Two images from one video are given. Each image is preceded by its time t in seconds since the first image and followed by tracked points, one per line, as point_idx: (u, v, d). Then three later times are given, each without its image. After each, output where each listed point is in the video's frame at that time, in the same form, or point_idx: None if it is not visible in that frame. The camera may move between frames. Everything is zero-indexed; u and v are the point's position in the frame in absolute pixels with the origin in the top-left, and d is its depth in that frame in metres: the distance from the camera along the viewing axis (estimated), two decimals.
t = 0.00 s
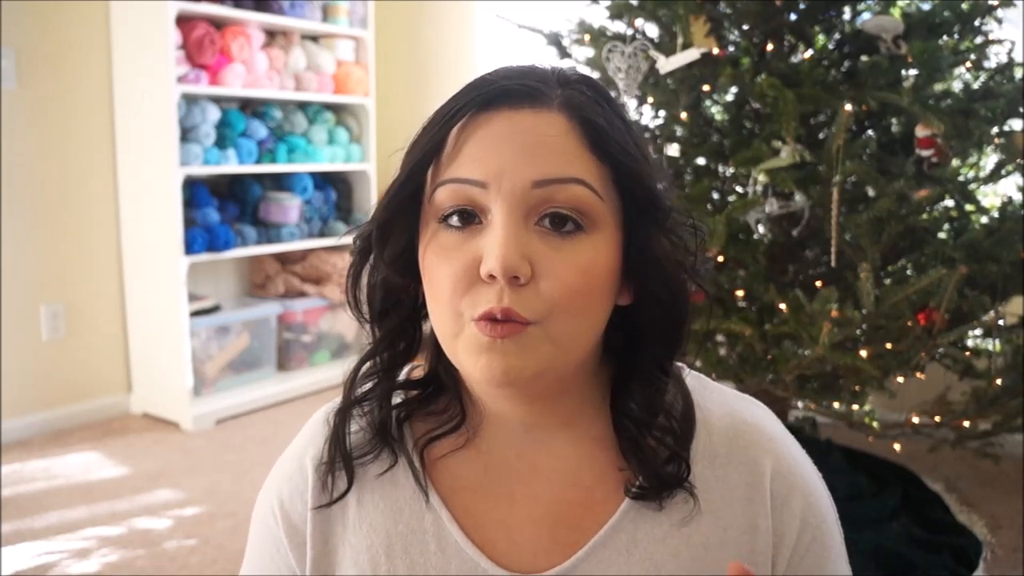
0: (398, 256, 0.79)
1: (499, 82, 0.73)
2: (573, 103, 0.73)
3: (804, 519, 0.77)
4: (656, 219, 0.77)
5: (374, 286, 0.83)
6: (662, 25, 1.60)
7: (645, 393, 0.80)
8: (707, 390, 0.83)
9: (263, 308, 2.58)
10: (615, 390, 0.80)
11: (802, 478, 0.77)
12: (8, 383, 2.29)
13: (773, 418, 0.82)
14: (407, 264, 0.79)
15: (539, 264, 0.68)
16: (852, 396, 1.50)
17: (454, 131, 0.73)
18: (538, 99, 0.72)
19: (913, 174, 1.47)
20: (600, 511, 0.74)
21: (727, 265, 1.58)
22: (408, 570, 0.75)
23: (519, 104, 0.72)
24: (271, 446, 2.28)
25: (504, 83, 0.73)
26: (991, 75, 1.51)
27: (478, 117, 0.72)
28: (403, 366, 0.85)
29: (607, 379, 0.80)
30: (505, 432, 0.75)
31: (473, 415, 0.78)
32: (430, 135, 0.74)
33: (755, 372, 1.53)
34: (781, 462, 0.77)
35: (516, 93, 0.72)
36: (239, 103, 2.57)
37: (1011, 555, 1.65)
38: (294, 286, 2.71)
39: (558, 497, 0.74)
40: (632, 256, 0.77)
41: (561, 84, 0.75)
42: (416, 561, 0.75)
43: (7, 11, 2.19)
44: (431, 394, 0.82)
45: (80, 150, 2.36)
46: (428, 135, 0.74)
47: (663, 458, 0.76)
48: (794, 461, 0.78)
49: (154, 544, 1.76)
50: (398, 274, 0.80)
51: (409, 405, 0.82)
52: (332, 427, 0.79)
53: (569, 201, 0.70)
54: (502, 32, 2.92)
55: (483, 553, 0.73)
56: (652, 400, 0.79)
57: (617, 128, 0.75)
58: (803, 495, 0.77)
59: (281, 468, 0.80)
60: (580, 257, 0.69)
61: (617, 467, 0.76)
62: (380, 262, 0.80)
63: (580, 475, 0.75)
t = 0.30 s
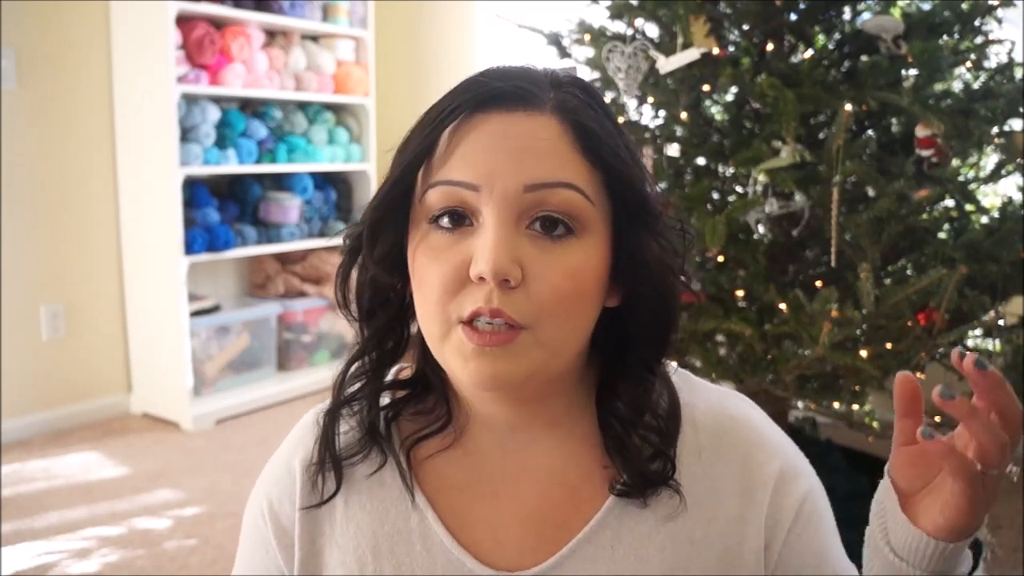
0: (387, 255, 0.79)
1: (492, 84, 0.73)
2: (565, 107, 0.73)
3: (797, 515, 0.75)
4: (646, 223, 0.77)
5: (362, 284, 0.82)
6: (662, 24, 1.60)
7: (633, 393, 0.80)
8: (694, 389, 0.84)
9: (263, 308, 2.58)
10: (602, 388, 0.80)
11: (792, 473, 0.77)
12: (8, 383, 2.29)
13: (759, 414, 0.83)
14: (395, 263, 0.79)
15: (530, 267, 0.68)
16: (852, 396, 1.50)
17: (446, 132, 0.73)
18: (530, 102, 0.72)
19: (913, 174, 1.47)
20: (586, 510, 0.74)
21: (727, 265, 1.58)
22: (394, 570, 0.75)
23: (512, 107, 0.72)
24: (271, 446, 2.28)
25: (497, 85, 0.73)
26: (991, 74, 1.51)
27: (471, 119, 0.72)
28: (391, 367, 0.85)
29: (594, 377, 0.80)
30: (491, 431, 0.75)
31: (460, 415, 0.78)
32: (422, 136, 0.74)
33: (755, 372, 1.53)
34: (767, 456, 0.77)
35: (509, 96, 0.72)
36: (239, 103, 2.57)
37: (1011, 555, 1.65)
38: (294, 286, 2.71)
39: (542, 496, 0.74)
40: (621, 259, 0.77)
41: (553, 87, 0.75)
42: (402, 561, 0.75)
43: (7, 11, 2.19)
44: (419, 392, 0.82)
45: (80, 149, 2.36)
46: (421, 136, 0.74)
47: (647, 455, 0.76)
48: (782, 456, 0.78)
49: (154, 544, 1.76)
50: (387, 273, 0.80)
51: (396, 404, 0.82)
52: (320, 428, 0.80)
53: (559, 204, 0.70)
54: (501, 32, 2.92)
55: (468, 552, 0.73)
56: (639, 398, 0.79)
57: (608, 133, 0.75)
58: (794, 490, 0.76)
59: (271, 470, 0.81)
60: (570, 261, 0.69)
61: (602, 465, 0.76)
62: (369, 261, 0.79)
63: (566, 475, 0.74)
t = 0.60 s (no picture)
0: (382, 254, 0.79)
1: (485, 83, 0.73)
2: (559, 106, 0.73)
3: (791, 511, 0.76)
4: (640, 222, 0.77)
5: (355, 285, 0.81)
6: (662, 24, 1.61)
7: (629, 393, 0.79)
8: (687, 386, 0.84)
9: (263, 308, 2.58)
10: (595, 387, 0.80)
11: (786, 469, 0.77)
12: (8, 383, 2.29)
13: (752, 410, 0.83)
14: (390, 262, 0.79)
15: (527, 265, 0.68)
16: (852, 396, 1.50)
17: (440, 132, 0.73)
18: (525, 101, 0.72)
19: (913, 174, 1.47)
20: (582, 508, 0.74)
21: (727, 264, 1.58)
22: (391, 571, 0.75)
23: (507, 106, 0.72)
24: (271, 446, 2.28)
25: (490, 85, 0.73)
26: (991, 75, 1.51)
27: (465, 119, 0.72)
28: (386, 368, 0.84)
29: (587, 375, 0.80)
30: (486, 431, 0.75)
31: (455, 415, 0.78)
32: (416, 135, 0.74)
33: (755, 372, 1.53)
34: (760, 452, 0.78)
35: (503, 95, 0.72)
36: (239, 103, 2.57)
37: (1011, 555, 1.65)
38: (294, 286, 2.71)
39: (538, 496, 0.73)
40: (614, 258, 0.77)
41: (546, 87, 0.75)
42: (398, 562, 0.75)
43: (7, 11, 2.18)
44: (413, 392, 0.82)
45: (80, 149, 2.36)
46: (414, 136, 0.74)
47: (641, 453, 0.76)
48: (776, 453, 0.78)
49: (154, 544, 1.76)
50: (383, 272, 0.80)
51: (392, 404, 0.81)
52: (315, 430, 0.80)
53: (556, 202, 0.70)
54: (501, 32, 2.92)
55: (465, 552, 0.73)
56: (632, 395, 0.79)
57: (601, 132, 0.75)
58: (788, 487, 0.76)
59: (267, 471, 0.81)
60: (567, 258, 0.70)
61: (597, 463, 0.76)
62: (363, 260, 0.79)
63: (561, 473, 0.74)
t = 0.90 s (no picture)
0: (378, 254, 0.78)
1: (476, 84, 0.73)
2: (551, 105, 0.73)
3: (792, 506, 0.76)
4: (634, 219, 0.78)
5: (349, 287, 0.82)
6: (662, 25, 1.61)
7: (626, 391, 0.79)
8: (681, 381, 0.84)
9: (263, 308, 2.58)
10: (590, 385, 0.80)
11: (782, 460, 0.77)
12: (8, 383, 2.29)
13: (745, 401, 0.83)
14: (384, 263, 0.79)
15: (524, 264, 0.68)
16: (852, 396, 1.50)
17: (433, 134, 0.73)
18: (517, 101, 0.72)
19: (913, 174, 1.47)
20: (580, 503, 0.74)
21: (727, 265, 1.58)
22: (390, 571, 0.74)
23: (499, 106, 0.72)
24: (271, 445, 2.28)
25: (482, 86, 0.73)
26: (991, 74, 1.51)
27: (458, 120, 0.72)
28: (382, 369, 0.85)
29: (582, 374, 0.80)
30: (482, 431, 0.75)
31: (451, 415, 0.78)
32: (410, 138, 0.74)
33: (755, 373, 1.53)
34: (755, 443, 0.77)
35: (495, 96, 0.72)
36: (239, 103, 2.57)
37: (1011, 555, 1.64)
38: (294, 286, 2.71)
39: (536, 495, 0.73)
40: (608, 255, 0.77)
41: (537, 86, 0.75)
42: (397, 561, 0.74)
43: (7, 11, 2.19)
44: (409, 392, 0.82)
45: (79, 149, 2.36)
46: (407, 139, 0.74)
47: (637, 446, 0.76)
48: (772, 443, 0.78)
49: (153, 544, 1.76)
50: (377, 275, 0.79)
51: (388, 404, 0.81)
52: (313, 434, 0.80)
53: (551, 201, 0.70)
54: (501, 31, 2.92)
55: (464, 551, 0.72)
56: (626, 390, 0.79)
57: (594, 130, 0.75)
58: (785, 479, 0.76)
59: (265, 476, 0.81)
60: (563, 256, 0.70)
61: (593, 457, 0.76)
62: (359, 263, 0.79)
63: (559, 470, 0.74)
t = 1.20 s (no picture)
0: (376, 257, 0.78)
1: (472, 84, 0.73)
2: (548, 102, 0.73)
3: (801, 502, 0.75)
4: (633, 215, 0.78)
5: (349, 290, 0.81)
6: (662, 25, 1.61)
7: (627, 389, 0.79)
8: (682, 382, 0.84)
9: (263, 308, 2.58)
10: (591, 382, 0.80)
11: (787, 458, 0.77)
12: (8, 383, 2.29)
13: (747, 400, 0.83)
14: (383, 266, 0.78)
15: (527, 262, 0.68)
16: (852, 396, 1.50)
17: (431, 135, 0.73)
18: (514, 99, 0.72)
19: (913, 174, 1.47)
20: (580, 502, 0.74)
21: (727, 265, 1.58)
22: (390, 570, 0.74)
23: (496, 105, 0.72)
24: (271, 446, 2.28)
25: (478, 85, 0.73)
26: (991, 74, 1.50)
27: (455, 120, 0.72)
28: (382, 372, 0.85)
29: (582, 372, 0.80)
30: (483, 430, 0.75)
31: (453, 414, 0.78)
32: (407, 139, 0.73)
33: (755, 373, 1.53)
34: (758, 441, 0.77)
35: (491, 95, 0.72)
36: (239, 103, 2.56)
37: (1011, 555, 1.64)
38: (294, 286, 2.71)
39: (538, 493, 0.73)
40: (608, 251, 0.77)
41: (533, 84, 0.75)
42: (398, 560, 0.74)
43: (7, 11, 2.19)
44: (410, 392, 0.82)
45: (79, 149, 2.36)
46: (404, 140, 0.74)
47: (639, 445, 0.76)
48: (774, 441, 0.78)
49: (153, 544, 1.76)
50: (377, 276, 0.79)
51: (389, 405, 0.82)
52: (312, 436, 0.80)
53: (552, 199, 0.70)
54: (501, 32, 2.92)
55: (464, 550, 0.72)
56: (627, 388, 0.79)
57: (591, 126, 0.75)
58: (790, 476, 0.76)
59: (265, 476, 0.81)
60: (565, 253, 0.70)
61: (594, 458, 0.76)
62: (359, 266, 0.78)
63: (559, 470, 0.74)
